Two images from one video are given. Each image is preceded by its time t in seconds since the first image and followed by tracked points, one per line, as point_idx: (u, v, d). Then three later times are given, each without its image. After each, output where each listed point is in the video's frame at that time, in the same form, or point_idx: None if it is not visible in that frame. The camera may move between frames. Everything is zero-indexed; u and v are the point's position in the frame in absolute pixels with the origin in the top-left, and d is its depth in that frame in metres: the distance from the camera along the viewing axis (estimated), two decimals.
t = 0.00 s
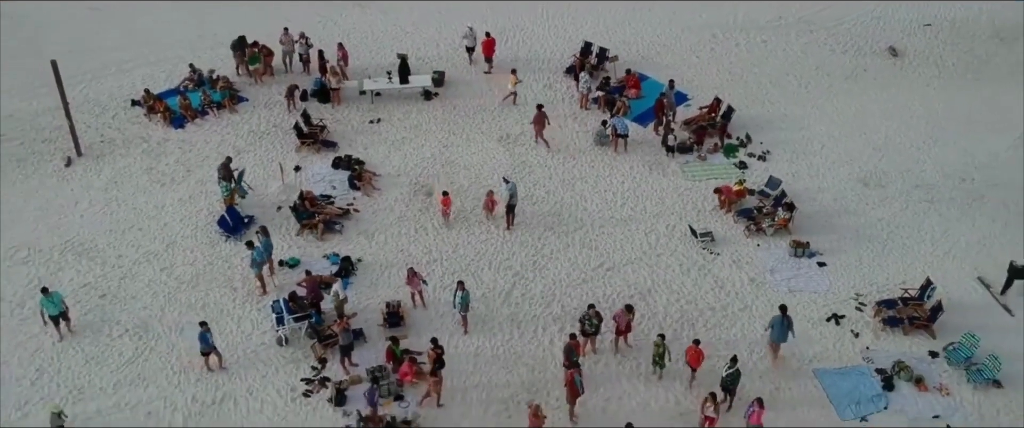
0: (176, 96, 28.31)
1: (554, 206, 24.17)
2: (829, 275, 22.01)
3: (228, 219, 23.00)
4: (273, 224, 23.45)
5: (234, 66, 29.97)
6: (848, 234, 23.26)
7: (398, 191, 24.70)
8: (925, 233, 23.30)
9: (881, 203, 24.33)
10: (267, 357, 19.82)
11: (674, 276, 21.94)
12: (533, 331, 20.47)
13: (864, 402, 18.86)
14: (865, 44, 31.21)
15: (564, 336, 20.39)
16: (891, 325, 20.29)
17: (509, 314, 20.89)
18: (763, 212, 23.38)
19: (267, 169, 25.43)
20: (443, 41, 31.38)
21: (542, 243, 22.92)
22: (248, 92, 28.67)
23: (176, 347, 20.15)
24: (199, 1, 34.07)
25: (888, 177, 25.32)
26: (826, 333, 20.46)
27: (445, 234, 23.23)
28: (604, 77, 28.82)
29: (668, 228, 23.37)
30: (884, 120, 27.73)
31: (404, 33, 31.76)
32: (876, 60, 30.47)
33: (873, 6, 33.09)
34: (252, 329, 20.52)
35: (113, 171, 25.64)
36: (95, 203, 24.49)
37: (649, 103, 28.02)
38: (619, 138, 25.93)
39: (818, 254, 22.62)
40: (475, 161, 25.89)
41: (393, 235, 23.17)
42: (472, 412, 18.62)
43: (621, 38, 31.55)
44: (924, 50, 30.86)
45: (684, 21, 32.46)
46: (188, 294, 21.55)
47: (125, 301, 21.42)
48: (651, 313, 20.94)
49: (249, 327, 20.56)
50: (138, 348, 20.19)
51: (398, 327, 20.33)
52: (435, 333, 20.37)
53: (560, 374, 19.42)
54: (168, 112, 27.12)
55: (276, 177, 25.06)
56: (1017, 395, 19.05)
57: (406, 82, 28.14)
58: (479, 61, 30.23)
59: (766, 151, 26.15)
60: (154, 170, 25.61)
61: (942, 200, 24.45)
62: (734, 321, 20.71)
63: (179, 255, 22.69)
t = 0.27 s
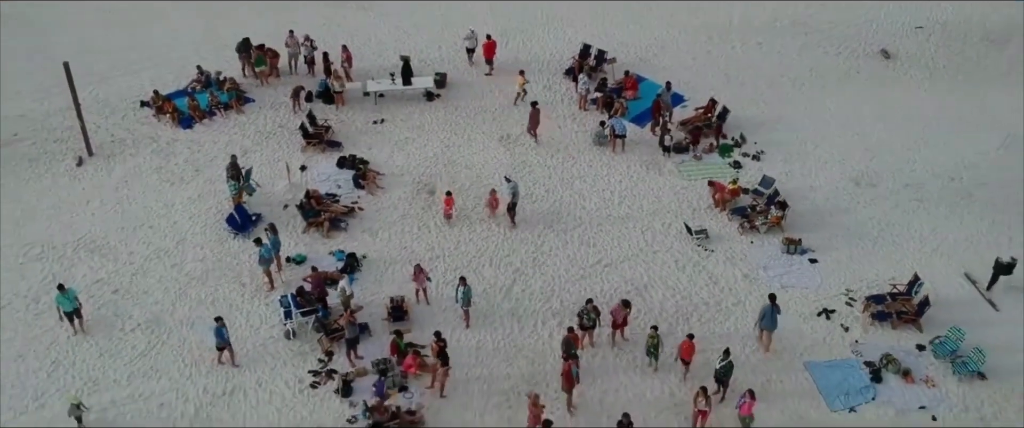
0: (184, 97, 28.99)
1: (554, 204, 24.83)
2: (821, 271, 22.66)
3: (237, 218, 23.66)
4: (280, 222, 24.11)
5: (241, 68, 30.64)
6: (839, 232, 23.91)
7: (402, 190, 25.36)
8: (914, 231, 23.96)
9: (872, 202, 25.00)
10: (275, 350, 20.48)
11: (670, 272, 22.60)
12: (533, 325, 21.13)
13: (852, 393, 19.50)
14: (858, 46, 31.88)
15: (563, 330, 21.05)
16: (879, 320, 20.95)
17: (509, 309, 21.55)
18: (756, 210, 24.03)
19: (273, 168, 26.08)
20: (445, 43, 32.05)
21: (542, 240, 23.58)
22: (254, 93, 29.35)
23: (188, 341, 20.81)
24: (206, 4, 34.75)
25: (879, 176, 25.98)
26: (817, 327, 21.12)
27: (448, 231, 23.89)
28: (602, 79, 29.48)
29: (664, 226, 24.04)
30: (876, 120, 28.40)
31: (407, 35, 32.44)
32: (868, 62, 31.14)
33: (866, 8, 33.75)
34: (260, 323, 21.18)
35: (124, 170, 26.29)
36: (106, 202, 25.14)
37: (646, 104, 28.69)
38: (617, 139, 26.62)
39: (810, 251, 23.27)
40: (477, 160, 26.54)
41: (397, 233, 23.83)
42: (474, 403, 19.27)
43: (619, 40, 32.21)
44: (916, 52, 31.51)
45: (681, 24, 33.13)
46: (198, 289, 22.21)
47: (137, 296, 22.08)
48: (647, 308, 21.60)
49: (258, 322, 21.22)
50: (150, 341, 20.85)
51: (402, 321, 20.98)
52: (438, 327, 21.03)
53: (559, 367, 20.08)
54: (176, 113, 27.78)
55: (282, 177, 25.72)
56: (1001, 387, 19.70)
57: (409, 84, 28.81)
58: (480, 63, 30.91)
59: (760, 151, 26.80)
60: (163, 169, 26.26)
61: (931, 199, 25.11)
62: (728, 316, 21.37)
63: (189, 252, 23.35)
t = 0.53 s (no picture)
0: (193, 98, 29.76)
1: (553, 203, 25.59)
2: (811, 267, 23.41)
3: (246, 216, 24.41)
4: (287, 219, 24.88)
5: (248, 70, 31.41)
6: (829, 229, 24.67)
7: (406, 189, 26.11)
8: (902, 229, 24.73)
9: (862, 200, 25.76)
10: (284, 342, 21.24)
11: (666, 268, 23.37)
12: (532, 319, 21.89)
13: (840, 384, 20.26)
14: (850, 48, 32.64)
15: (562, 323, 21.81)
16: (867, 314, 21.70)
17: (510, 304, 22.30)
18: (749, 208, 24.66)
19: (281, 168, 26.85)
20: (447, 46, 32.83)
21: (542, 237, 24.35)
22: (261, 95, 30.11)
23: (200, 334, 21.57)
24: (213, 7, 35.53)
25: (869, 175, 26.75)
26: (807, 321, 21.88)
27: (450, 228, 24.64)
28: (600, 80, 30.24)
29: (660, 224, 24.81)
30: (867, 121, 29.16)
31: (410, 38, 33.21)
32: (860, 64, 31.90)
33: (859, 11, 34.50)
34: (270, 317, 21.93)
35: (135, 169, 27.04)
36: (119, 200, 25.90)
37: (643, 105, 29.46)
38: (614, 139, 27.35)
39: (801, 248, 24.02)
40: (478, 160, 27.30)
41: (401, 230, 24.59)
42: (476, 394, 20.02)
43: (617, 43, 32.98)
44: (907, 55, 32.27)
45: (678, 27, 33.89)
46: (209, 284, 22.97)
47: (150, 291, 22.84)
48: (643, 302, 22.37)
49: (267, 316, 21.98)
50: (163, 334, 21.60)
51: (407, 315, 21.74)
52: (441, 321, 21.79)
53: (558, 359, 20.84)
54: (185, 114, 28.54)
55: (290, 176, 26.48)
56: (983, 378, 20.46)
57: (412, 85, 29.57)
58: (481, 65, 31.67)
59: (754, 151, 27.57)
60: (173, 169, 27.02)
61: (919, 198, 25.88)
62: (721, 310, 22.14)
63: (200, 248, 24.11)
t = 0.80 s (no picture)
0: (202, 100, 30.55)
1: (552, 202, 26.36)
2: (803, 264, 24.18)
3: (255, 214, 25.19)
4: (295, 217, 25.66)
5: (255, 72, 32.19)
6: (820, 227, 25.44)
7: (409, 188, 26.89)
8: (891, 227, 25.49)
9: (852, 199, 26.52)
10: (293, 335, 22.02)
11: (661, 264, 24.15)
12: (532, 314, 22.66)
13: (829, 376, 21.02)
14: (843, 51, 33.43)
15: (561, 318, 22.58)
16: (855, 309, 22.48)
17: (511, 299, 23.07)
18: (743, 206, 25.52)
19: (288, 167, 27.62)
20: (449, 48, 33.61)
21: (542, 235, 25.12)
22: (268, 96, 30.90)
23: (211, 328, 22.34)
24: (220, 11, 36.31)
25: (860, 175, 27.51)
26: (797, 316, 22.65)
27: (452, 226, 25.40)
28: (599, 82, 31.01)
29: (656, 222, 25.59)
30: (859, 123, 29.92)
31: (413, 41, 34.00)
32: (853, 66, 32.67)
33: (852, 14, 35.27)
34: (279, 311, 22.71)
35: (146, 169, 27.82)
36: (131, 198, 26.67)
37: (640, 106, 30.24)
38: (612, 140, 28.12)
39: (793, 245, 24.79)
40: (480, 160, 28.06)
41: (405, 228, 25.36)
42: (477, 385, 20.79)
43: (615, 46, 33.77)
44: (898, 57, 33.04)
45: (675, 30, 34.68)
46: (220, 280, 23.75)
47: (163, 286, 23.62)
48: (639, 298, 23.14)
49: (276, 310, 22.75)
50: (176, 328, 22.38)
51: (411, 310, 22.51)
52: (444, 315, 22.56)
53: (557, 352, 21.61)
54: (195, 115, 29.31)
55: (297, 175, 27.25)
56: (967, 370, 21.22)
57: (415, 87, 30.34)
58: (483, 68, 32.46)
59: (748, 151, 28.34)
60: (183, 168, 27.79)
61: (908, 197, 26.64)
62: (714, 305, 22.91)
63: (210, 246, 24.89)
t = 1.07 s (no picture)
0: (209, 101, 31.21)
1: (551, 200, 27.02)
2: (795, 261, 24.84)
3: (262, 212, 25.85)
4: (301, 216, 26.33)
5: (260, 74, 32.86)
6: (813, 225, 26.10)
7: (412, 187, 27.55)
8: (882, 226, 26.14)
9: (845, 199, 27.17)
10: (300, 330, 22.68)
11: (658, 262, 24.81)
12: (532, 310, 23.31)
13: (820, 370, 21.67)
14: (837, 53, 34.11)
15: (560, 313, 23.25)
16: (846, 305, 23.13)
17: (511, 295, 23.73)
18: (737, 205, 26.18)
19: (294, 167, 28.28)
20: (451, 51, 34.28)
21: (541, 233, 25.77)
22: (274, 98, 31.56)
23: (221, 323, 23.00)
24: (225, 13, 36.97)
25: (852, 175, 28.17)
26: (790, 311, 23.30)
27: (454, 224, 26.07)
28: (597, 84, 31.67)
29: (653, 220, 26.25)
30: (853, 124, 30.56)
31: (415, 43, 34.67)
32: (847, 69, 33.34)
33: (847, 17, 35.93)
34: (286, 307, 23.37)
35: (155, 169, 28.47)
36: (140, 198, 27.33)
37: (638, 108, 30.90)
38: (610, 140, 28.77)
39: (786, 243, 25.45)
40: (481, 160, 28.71)
41: (408, 226, 26.03)
42: (479, 378, 21.43)
43: (614, 48, 34.43)
44: (891, 60, 33.71)
45: (672, 33, 35.34)
46: (228, 277, 24.41)
47: (173, 282, 24.28)
48: (636, 294, 23.80)
49: (283, 306, 23.42)
50: (186, 323, 23.03)
51: (415, 305, 23.17)
52: (447, 311, 23.22)
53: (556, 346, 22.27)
54: (202, 116, 29.97)
55: (302, 175, 27.90)
56: (954, 364, 21.87)
57: (418, 89, 31.00)
58: (483, 69, 33.12)
59: (743, 152, 29.00)
60: (191, 168, 28.45)
61: (899, 196, 27.29)
62: (709, 301, 23.58)
63: (218, 244, 25.55)
